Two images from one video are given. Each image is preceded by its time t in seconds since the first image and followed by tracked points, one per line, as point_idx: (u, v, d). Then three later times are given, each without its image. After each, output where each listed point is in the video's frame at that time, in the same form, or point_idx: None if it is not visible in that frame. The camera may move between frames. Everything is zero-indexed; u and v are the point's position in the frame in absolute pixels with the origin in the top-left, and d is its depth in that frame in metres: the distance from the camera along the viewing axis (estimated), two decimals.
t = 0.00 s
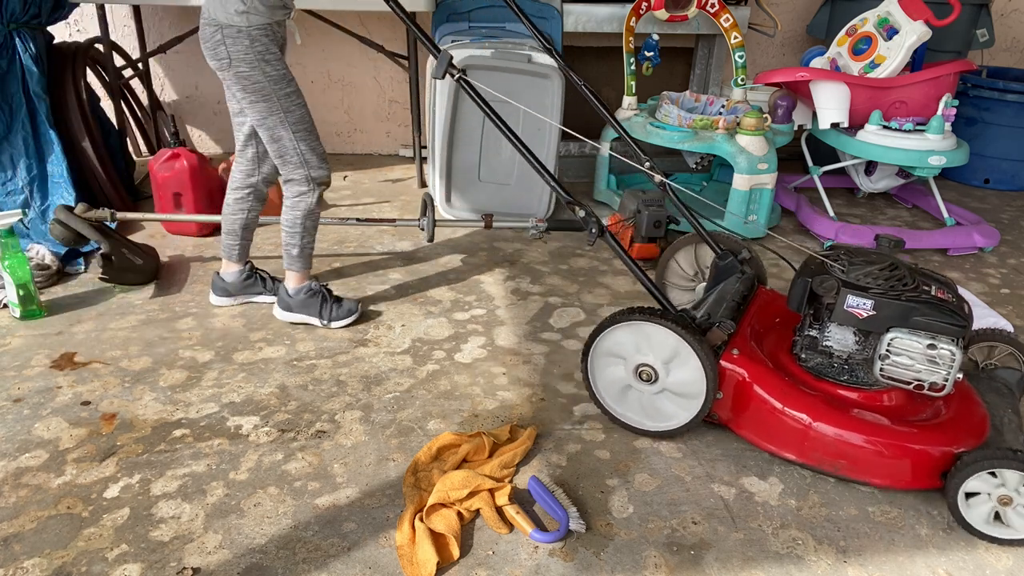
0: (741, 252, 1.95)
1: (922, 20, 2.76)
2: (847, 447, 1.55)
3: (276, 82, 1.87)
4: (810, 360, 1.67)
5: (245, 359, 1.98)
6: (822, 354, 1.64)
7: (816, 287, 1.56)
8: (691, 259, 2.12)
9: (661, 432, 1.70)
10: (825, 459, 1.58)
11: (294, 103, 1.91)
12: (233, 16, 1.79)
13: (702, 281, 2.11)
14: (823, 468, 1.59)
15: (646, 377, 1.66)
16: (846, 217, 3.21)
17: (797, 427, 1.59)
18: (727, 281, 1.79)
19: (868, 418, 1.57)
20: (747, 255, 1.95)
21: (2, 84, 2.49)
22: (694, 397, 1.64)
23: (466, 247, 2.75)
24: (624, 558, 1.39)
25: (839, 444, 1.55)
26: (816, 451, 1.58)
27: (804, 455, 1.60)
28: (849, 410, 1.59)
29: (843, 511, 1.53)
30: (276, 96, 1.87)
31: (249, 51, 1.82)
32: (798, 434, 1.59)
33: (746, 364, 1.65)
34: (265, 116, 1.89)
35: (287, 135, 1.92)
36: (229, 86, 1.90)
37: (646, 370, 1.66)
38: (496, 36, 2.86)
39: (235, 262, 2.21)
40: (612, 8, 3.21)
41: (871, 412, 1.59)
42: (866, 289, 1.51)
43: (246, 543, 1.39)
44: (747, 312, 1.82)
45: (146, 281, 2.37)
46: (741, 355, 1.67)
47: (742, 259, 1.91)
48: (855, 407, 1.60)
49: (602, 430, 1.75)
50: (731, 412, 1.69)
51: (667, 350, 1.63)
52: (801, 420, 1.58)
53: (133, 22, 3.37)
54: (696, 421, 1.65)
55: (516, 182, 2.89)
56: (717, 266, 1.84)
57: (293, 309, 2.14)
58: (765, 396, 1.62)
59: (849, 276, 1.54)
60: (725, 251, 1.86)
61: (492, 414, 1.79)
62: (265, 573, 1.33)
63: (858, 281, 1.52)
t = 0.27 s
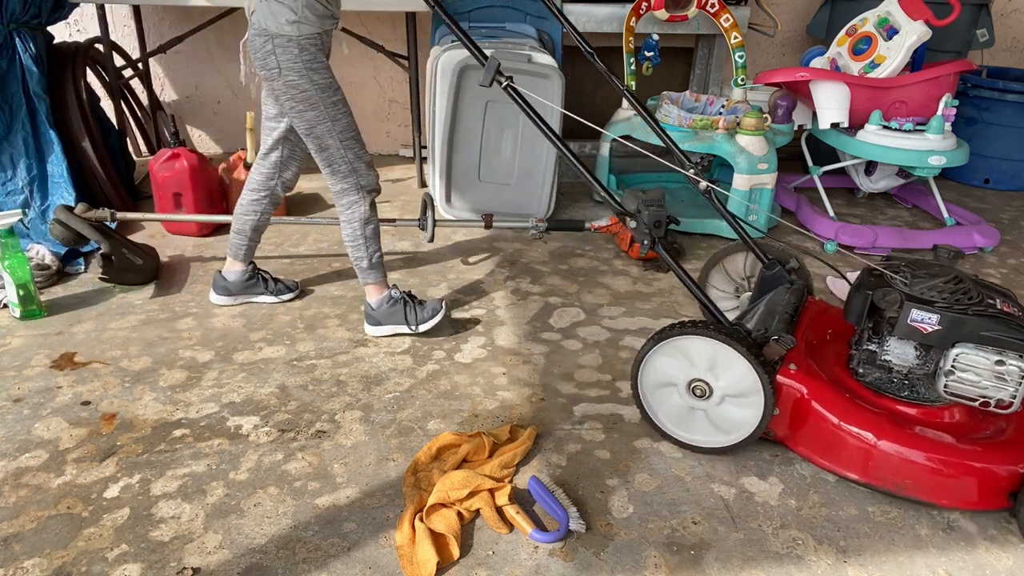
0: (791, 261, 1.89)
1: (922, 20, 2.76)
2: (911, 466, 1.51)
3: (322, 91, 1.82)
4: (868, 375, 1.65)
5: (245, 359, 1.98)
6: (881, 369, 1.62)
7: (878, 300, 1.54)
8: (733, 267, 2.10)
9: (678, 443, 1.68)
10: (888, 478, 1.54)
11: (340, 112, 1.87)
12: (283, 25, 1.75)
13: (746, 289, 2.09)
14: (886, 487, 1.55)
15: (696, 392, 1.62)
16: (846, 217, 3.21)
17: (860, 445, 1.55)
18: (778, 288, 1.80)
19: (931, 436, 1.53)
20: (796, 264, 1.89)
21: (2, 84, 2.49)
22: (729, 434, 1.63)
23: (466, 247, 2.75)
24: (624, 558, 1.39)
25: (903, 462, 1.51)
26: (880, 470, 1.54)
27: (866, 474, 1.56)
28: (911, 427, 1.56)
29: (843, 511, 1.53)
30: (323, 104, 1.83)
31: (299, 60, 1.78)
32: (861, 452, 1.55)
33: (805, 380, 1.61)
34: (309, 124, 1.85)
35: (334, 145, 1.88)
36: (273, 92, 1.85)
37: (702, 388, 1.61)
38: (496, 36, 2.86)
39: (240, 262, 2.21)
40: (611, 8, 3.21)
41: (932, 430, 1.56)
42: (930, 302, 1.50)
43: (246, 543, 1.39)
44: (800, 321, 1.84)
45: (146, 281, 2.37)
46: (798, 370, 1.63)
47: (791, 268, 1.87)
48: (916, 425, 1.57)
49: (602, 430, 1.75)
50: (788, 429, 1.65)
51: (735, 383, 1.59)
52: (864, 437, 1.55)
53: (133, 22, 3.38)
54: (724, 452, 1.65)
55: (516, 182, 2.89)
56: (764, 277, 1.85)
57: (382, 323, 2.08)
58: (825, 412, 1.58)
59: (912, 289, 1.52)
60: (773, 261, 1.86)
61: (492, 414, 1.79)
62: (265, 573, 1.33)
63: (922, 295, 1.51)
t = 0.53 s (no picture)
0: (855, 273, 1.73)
1: (922, 19, 2.76)
2: (999, 491, 1.43)
3: (378, 93, 1.80)
4: (945, 395, 1.58)
5: (245, 359, 1.98)
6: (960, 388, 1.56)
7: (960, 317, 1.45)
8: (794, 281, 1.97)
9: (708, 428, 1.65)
10: (973, 504, 1.46)
11: (391, 118, 1.84)
12: (348, 21, 1.72)
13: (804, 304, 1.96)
14: (970, 514, 1.47)
15: (765, 405, 1.56)
16: (846, 217, 3.21)
17: (943, 469, 1.48)
18: (843, 300, 1.63)
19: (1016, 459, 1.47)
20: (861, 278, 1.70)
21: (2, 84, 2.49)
22: (750, 450, 1.62)
23: (466, 247, 2.75)
24: (624, 558, 1.39)
25: (989, 488, 1.44)
26: (964, 495, 1.47)
27: (948, 499, 1.48)
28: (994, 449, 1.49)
29: (843, 511, 1.53)
30: (377, 107, 1.81)
31: (362, 58, 1.75)
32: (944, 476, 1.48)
33: (882, 400, 1.55)
34: (360, 125, 1.81)
35: (377, 150, 1.85)
36: (328, 89, 1.81)
37: (774, 413, 1.55)
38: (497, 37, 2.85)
39: (275, 248, 2.21)
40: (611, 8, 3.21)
41: (1015, 452, 1.49)
42: (1018, 320, 1.42)
43: (246, 543, 1.39)
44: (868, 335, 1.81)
45: (146, 280, 2.37)
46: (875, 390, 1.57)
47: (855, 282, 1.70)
48: (998, 447, 1.50)
49: (602, 430, 1.75)
50: (864, 451, 1.58)
51: (803, 433, 1.55)
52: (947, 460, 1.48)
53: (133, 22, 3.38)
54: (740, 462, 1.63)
55: (516, 182, 2.89)
56: (827, 289, 1.69)
57: (381, 327, 2.08)
58: (905, 434, 1.52)
59: (997, 306, 1.44)
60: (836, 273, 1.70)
61: (492, 414, 1.79)
62: (265, 573, 1.33)
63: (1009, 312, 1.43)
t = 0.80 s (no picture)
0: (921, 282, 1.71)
1: (922, 20, 2.76)
2: None
3: (411, 98, 1.79)
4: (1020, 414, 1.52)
5: (245, 359, 1.98)
6: None
7: None
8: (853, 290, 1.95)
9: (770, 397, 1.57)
10: None
11: (419, 124, 1.83)
12: (391, 23, 1.72)
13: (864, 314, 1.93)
14: None
15: (841, 421, 1.51)
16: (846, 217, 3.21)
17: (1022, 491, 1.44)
18: (909, 313, 1.64)
19: None
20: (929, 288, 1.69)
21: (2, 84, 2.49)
22: (788, 445, 1.59)
23: (466, 247, 2.75)
24: (624, 558, 1.39)
25: None
26: None
27: None
28: None
29: (843, 511, 1.53)
30: (408, 111, 1.80)
31: (401, 61, 1.75)
32: None
33: (958, 418, 1.51)
34: (387, 127, 1.82)
35: (400, 153, 1.85)
36: (367, 88, 1.83)
37: (845, 435, 1.52)
38: (497, 36, 2.86)
39: (425, 261, 2.24)
40: (611, 8, 3.21)
41: None
42: None
43: (246, 543, 1.39)
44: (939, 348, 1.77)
45: (146, 281, 2.37)
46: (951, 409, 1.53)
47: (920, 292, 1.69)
48: None
49: (602, 430, 1.75)
50: (938, 470, 1.54)
51: (850, 463, 1.54)
52: None
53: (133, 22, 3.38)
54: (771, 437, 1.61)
55: (516, 182, 2.89)
56: (891, 302, 1.71)
57: (381, 327, 2.08)
58: (981, 454, 1.47)
59: None
60: (902, 285, 1.71)
61: (492, 414, 1.79)
62: (265, 573, 1.33)
63: None
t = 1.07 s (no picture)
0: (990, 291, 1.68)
1: (922, 19, 2.76)
2: None
3: (459, 108, 1.81)
4: None
5: (245, 359, 1.98)
6: None
7: None
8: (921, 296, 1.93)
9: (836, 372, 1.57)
10: None
11: (464, 134, 1.86)
12: (450, 36, 1.76)
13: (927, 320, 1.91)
14: None
15: (898, 422, 1.52)
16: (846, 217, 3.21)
17: None
18: (973, 318, 1.60)
19: None
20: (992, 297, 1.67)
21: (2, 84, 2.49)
22: (831, 414, 1.61)
23: (466, 247, 2.75)
24: (624, 558, 1.39)
25: None
26: None
27: None
28: None
29: (843, 511, 1.53)
30: (455, 120, 1.83)
31: (457, 72, 1.78)
32: None
33: (1013, 424, 1.50)
34: (433, 132, 1.85)
35: (441, 158, 1.88)
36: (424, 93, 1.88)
37: (891, 431, 1.53)
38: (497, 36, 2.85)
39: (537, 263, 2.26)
40: (611, 8, 3.21)
41: None
42: None
43: (246, 543, 1.39)
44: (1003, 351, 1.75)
45: (146, 281, 2.37)
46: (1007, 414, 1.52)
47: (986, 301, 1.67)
48: None
49: (602, 430, 1.75)
50: (990, 475, 1.54)
51: (880, 459, 1.57)
52: None
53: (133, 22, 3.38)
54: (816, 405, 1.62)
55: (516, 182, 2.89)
56: (954, 307, 1.67)
57: (382, 326, 2.08)
58: None
59: None
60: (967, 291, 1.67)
61: (492, 414, 1.79)
62: (265, 573, 1.33)
63: None
